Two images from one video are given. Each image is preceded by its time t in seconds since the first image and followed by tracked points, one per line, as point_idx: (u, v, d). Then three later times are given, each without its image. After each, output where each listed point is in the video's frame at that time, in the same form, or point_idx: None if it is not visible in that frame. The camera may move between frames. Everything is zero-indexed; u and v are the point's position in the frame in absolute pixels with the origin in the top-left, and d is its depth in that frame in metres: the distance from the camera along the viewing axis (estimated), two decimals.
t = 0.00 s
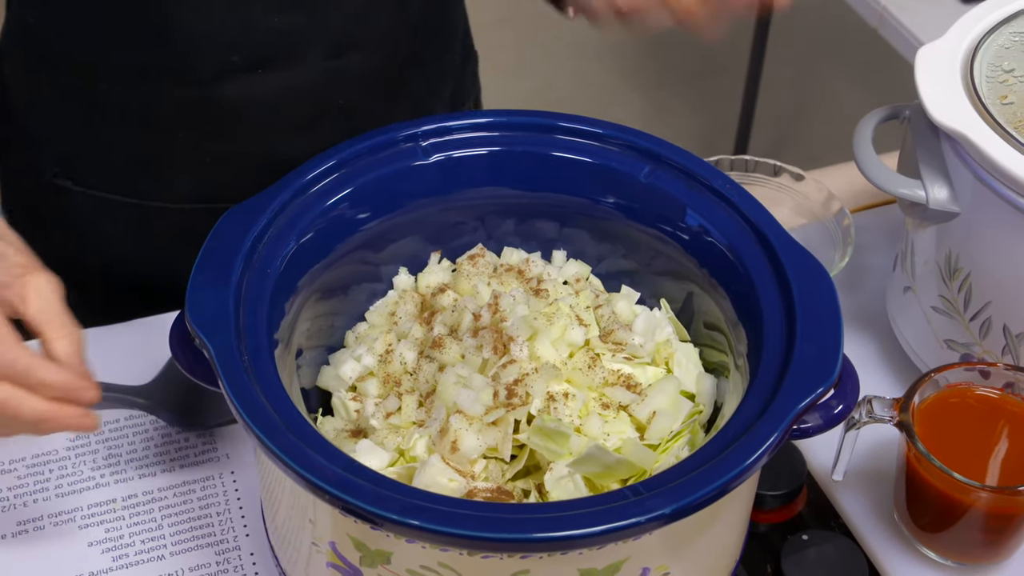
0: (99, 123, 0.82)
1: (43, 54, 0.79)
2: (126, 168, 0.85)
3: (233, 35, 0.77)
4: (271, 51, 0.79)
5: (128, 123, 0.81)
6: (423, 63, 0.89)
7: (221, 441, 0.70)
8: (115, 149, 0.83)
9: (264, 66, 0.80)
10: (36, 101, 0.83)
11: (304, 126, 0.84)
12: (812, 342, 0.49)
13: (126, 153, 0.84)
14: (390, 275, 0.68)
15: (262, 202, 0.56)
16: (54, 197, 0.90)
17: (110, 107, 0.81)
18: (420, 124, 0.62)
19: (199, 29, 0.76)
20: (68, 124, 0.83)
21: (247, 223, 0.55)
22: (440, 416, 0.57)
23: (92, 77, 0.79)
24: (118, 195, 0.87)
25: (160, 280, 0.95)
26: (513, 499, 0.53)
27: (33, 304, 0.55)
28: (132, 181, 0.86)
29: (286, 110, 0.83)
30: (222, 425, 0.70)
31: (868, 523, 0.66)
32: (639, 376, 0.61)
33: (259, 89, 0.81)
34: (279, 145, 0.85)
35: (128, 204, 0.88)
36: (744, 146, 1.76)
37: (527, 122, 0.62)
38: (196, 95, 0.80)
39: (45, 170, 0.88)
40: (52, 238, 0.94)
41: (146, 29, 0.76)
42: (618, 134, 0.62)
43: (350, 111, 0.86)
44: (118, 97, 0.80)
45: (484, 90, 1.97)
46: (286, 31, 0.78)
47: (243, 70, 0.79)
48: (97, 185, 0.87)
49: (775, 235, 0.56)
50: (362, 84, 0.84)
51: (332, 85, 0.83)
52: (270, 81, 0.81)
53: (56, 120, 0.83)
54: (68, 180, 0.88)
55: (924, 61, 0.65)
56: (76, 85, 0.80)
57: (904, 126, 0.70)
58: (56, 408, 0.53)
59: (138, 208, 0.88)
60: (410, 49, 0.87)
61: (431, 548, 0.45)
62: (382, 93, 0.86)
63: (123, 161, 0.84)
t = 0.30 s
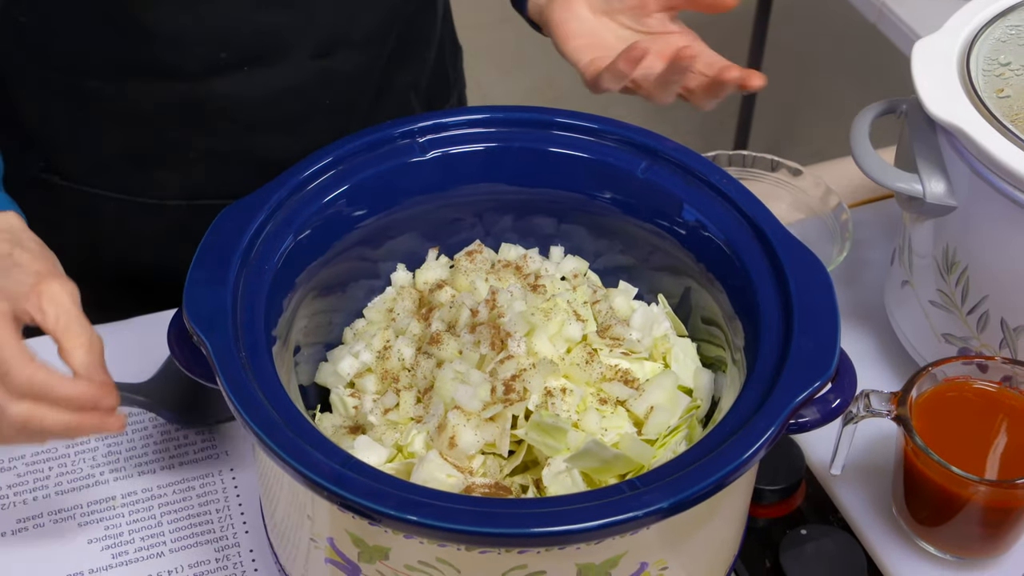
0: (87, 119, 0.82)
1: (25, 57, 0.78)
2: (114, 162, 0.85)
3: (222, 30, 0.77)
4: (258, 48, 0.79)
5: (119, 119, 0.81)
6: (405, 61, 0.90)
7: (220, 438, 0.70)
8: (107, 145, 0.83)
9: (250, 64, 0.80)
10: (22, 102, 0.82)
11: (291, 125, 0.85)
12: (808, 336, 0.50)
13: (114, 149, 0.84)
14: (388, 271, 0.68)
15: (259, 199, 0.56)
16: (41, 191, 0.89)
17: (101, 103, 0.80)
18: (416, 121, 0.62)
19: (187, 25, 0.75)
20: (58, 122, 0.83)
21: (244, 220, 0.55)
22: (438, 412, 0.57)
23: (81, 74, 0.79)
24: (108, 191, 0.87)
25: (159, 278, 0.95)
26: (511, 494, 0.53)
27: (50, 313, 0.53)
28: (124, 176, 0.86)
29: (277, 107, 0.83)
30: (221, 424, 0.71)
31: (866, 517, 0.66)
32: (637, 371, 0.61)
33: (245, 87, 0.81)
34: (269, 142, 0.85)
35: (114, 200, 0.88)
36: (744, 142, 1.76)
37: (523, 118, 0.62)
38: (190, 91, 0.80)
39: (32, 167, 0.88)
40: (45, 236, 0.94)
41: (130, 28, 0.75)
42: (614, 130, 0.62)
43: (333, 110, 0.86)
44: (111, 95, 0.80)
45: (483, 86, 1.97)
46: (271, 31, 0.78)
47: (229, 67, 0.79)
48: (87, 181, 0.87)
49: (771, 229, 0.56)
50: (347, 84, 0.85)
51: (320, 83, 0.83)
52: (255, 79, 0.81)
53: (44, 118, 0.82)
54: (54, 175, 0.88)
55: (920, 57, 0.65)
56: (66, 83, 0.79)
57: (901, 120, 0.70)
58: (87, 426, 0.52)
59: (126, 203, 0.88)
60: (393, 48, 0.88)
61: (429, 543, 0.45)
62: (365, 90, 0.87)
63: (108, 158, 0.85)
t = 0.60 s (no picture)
0: (82, 117, 0.81)
1: (15, 58, 0.78)
2: (109, 158, 0.84)
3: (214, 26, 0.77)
4: (251, 48, 0.80)
5: (114, 116, 0.81)
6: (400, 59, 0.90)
7: (219, 438, 0.70)
8: (106, 144, 0.83)
9: (244, 60, 0.80)
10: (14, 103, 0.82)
11: (288, 121, 0.85)
12: (807, 336, 0.50)
13: (110, 147, 0.83)
14: (388, 273, 0.68)
15: (258, 201, 0.56)
16: (38, 190, 0.89)
17: (94, 100, 0.80)
18: (415, 122, 0.62)
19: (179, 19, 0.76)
20: (56, 122, 0.82)
21: (243, 222, 0.55)
22: (437, 413, 0.57)
23: (75, 72, 0.79)
24: (104, 188, 0.87)
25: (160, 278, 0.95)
26: (509, 496, 0.53)
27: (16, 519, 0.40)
28: (120, 173, 0.85)
29: (273, 104, 0.83)
30: (220, 423, 0.71)
31: (866, 519, 0.66)
32: (636, 373, 0.61)
33: (239, 84, 0.81)
34: (266, 141, 0.86)
35: (110, 197, 0.87)
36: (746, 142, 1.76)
37: (523, 119, 0.62)
38: (187, 88, 0.80)
39: (24, 165, 0.87)
40: (41, 236, 0.93)
41: (124, 20, 0.76)
42: (614, 131, 0.62)
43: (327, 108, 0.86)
44: (106, 93, 0.80)
45: (484, 86, 1.96)
46: (264, 28, 0.79)
47: (222, 64, 0.80)
48: (82, 177, 0.86)
49: (770, 230, 0.56)
50: (342, 83, 0.85)
51: (314, 81, 0.84)
52: (249, 76, 0.81)
53: (40, 117, 0.82)
54: (51, 173, 0.86)
55: (918, 59, 0.65)
56: (60, 82, 0.79)
57: (901, 121, 0.70)
58: None
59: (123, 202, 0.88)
60: (386, 47, 0.88)
61: (427, 545, 0.45)
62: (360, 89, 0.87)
63: (102, 156, 0.84)
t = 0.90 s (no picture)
0: (98, 123, 0.81)
1: (43, 71, 0.78)
2: (127, 167, 0.84)
3: (227, 32, 0.77)
4: (265, 49, 0.79)
5: (132, 124, 0.81)
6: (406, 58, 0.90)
7: (218, 437, 0.70)
8: (118, 151, 0.83)
9: (259, 66, 0.80)
10: (31, 112, 0.82)
11: (298, 123, 0.85)
12: (809, 343, 0.49)
13: (126, 156, 0.83)
14: (389, 273, 0.68)
15: (260, 200, 0.56)
16: (51, 200, 0.89)
17: (116, 110, 0.80)
18: (418, 122, 0.61)
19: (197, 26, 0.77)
20: (74, 133, 0.82)
21: (244, 221, 0.54)
22: (437, 416, 0.57)
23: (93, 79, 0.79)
24: (118, 195, 0.86)
25: (161, 276, 0.95)
26: (509, 500, 0.53)
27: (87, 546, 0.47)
28: (133, 183, 0.85)
29: (284, 105, 0.83)
30: (219, 422, 0.70)
31: (866, 525, 0.65)
32: (637, 377, 0.61)
33: (253, 90, 0.81)
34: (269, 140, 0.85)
35: (124, 203, 0.87)
36: (751, 145, 1.75)
37: (526, 120, 0.62)
38: (201, 96, 0.80)
39: (39, 174, 0.87)
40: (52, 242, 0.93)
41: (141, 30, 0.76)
42: (617, 133, 0.62)
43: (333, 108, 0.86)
44: (128, 104, 0.80)
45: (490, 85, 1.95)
46: (277, 32, 0.78)
47: (237, 70, 0.80)
48: (96, 187, 0.86)
49: (773, 234, 0.56)
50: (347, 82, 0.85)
51: (321, 83, 0.83)
52: (263, 81, 0.81)
53: (55, 125, 0.82)
54: (63, 183, 0.86)
55: (926, 63, 0.64)
56: (78, 89, 0.79)
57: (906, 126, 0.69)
58: None
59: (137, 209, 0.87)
60: (394, 45, 0.88)
61: (426, 548, 0.45)
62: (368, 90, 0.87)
63: (119, 165, 0.84)
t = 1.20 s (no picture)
0: (116, 131, 0.81)
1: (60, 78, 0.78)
2: (145, 173, 0.84)
3: (249, 37, 0.77)
4: (279, 51, 0.79)
5: (150, 132, 0.81)
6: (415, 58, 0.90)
7: (220, 438, 0.69)
8: (136, 158, 0.83)
9: (277, 66, 0.80)
10: (45, 123, 0.81)
11: (305, 125, 0.85)
12: (814, 346, 0.49)
13: (141, 163, 0.83)
14: (392, 274, 0.68)
15: (262, 201, 0.56)
16: (63, 211, 0.89)
17: (137, 118, 0.80)
18: (421, 123, 0.61)
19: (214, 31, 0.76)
20: (91, 143, 0.82)
21: (245, 223, 0.54)
22: (439, 418, 0.57)
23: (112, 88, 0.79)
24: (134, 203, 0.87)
25: (163, 275, 0.95)
26: (511, 503, 0.53)
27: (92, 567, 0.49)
28: (149, 190, 0.86)
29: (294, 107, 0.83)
30: (221, 423, 0.70)
31: (870, 528, 0.65)
32: (640, 380, 0.60)
33: (273, 92, 0.81)
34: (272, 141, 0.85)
35: (138, 211, 0.87)
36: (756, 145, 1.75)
37: (529, 121, 0.62)
38: (222, 101, 0.81)
39: (54, 187, 0.87)
40: (63, 254, 0.93)
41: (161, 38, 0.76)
42: (621, 135, 0.61)
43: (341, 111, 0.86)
44: (151, 113, 0.80)
45: (494, 85, 1.95)
46: (283, 31, 0.78)
47: (257, 72, 0.80)
48: (110, 197, 0.86)
49: (776, 236, 0.55)
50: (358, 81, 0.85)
51: (334, 83, 0.83)
52: (280, 82, 0.81)
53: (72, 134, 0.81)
54: (79, 194, 0.87)
55: (931, 64, 0.64)
56: (97, 97, 0.79)
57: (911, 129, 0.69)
58: None
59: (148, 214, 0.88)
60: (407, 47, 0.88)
61: (427, 552, 0.45)
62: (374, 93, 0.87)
63: (137, 172, 0.84)
